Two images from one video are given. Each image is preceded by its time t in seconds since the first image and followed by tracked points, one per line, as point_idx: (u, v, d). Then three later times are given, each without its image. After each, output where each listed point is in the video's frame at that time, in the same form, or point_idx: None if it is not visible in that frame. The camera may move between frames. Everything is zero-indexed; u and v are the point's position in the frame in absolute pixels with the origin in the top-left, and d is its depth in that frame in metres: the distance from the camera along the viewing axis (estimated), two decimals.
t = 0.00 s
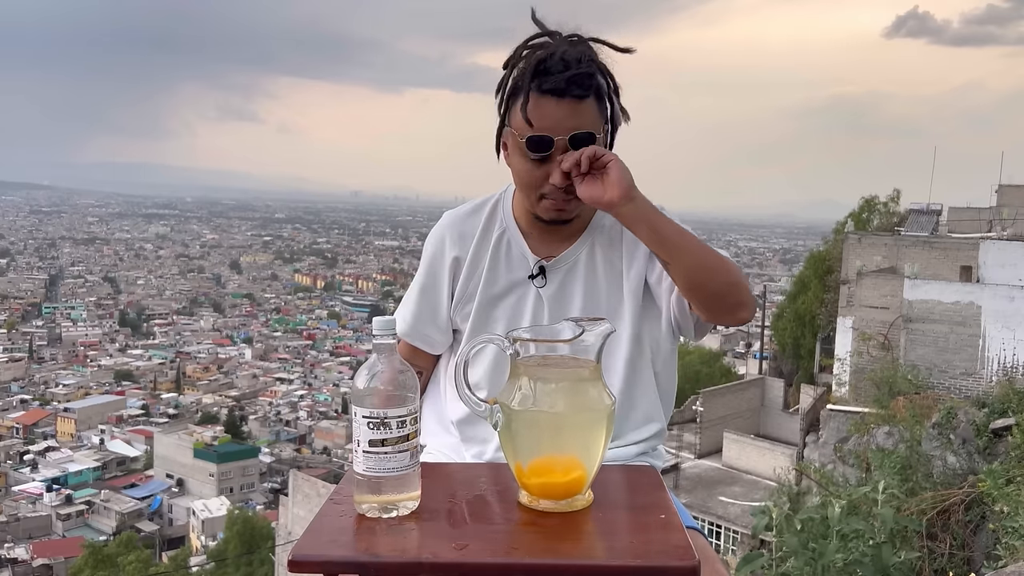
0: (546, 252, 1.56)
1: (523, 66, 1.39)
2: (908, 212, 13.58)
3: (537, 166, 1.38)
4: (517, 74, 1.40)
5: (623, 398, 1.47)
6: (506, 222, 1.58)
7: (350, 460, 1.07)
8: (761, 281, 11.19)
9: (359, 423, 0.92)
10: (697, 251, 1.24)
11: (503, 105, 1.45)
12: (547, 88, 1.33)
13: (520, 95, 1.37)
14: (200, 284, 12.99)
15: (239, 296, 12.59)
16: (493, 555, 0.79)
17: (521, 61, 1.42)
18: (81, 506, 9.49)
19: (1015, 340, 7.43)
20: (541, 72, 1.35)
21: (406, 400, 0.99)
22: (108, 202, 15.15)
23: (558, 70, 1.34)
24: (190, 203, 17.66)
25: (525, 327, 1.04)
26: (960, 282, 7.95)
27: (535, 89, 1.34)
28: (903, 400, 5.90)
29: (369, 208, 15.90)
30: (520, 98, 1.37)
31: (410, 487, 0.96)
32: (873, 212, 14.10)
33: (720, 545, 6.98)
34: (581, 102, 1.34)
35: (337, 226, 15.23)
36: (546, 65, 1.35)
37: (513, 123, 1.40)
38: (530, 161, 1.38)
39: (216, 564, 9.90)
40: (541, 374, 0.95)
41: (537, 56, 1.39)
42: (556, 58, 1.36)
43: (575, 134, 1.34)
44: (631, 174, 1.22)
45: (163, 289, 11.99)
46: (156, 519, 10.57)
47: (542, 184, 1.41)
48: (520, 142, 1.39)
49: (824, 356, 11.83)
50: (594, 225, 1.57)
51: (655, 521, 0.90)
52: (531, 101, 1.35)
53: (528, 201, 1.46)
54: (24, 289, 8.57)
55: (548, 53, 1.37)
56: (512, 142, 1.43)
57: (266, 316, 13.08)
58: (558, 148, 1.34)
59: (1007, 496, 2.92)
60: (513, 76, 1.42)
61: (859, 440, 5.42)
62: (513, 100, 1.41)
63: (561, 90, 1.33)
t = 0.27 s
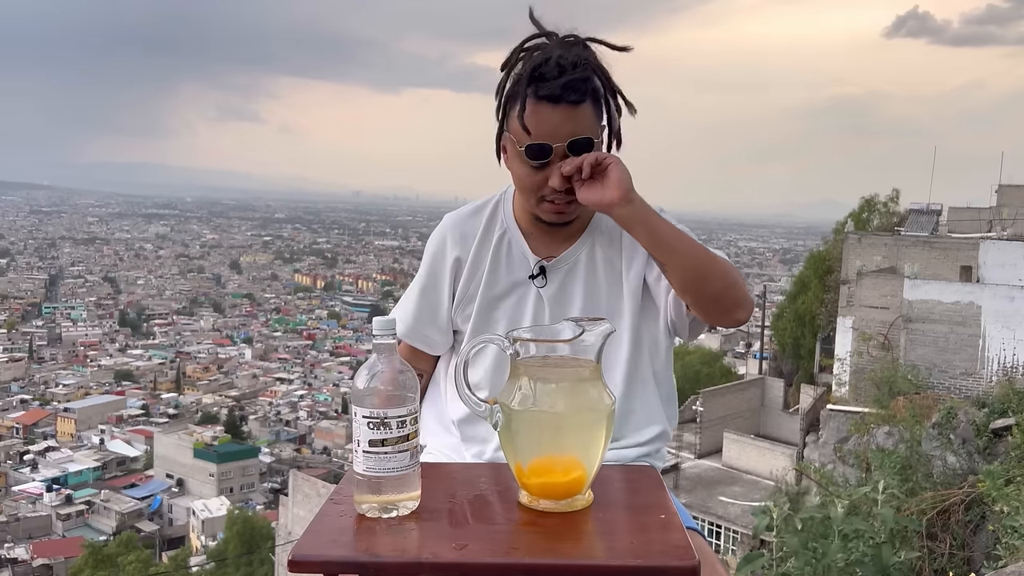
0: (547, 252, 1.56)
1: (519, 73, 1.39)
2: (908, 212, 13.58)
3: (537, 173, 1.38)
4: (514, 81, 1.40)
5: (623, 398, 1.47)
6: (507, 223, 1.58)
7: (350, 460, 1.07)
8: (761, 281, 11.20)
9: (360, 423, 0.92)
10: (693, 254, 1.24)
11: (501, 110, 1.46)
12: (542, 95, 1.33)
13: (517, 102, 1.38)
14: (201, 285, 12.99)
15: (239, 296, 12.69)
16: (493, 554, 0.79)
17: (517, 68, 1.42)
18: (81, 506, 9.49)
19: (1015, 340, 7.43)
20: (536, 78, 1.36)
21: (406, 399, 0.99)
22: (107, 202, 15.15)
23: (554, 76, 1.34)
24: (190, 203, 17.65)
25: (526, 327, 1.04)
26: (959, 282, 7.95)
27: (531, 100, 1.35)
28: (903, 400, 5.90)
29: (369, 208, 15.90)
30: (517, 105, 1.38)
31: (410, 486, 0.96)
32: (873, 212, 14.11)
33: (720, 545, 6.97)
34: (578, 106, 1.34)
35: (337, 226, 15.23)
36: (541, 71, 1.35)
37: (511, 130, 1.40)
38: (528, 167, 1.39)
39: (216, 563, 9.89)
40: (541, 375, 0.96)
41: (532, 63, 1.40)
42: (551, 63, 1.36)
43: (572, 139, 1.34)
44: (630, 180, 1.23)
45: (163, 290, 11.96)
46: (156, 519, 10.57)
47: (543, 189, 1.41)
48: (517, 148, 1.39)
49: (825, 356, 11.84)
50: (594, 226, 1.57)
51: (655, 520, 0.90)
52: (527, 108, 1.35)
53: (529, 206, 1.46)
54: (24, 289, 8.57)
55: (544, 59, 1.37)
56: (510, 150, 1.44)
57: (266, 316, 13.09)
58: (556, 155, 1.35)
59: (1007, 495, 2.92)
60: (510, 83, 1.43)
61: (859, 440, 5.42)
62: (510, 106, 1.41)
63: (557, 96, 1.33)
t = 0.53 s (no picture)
0: (547, 251, 1.56)
1: (519, 75, 1.40)
2: (908, 212, 13.58)
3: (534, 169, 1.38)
4: (512, 82, 1.40)
5: (623, 397, 1.47)
6: (508, 222, 1.58)
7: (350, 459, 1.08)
8: (761, 281, 11.21)
9: (359, 424, 0.92)
10: (692, 243, 1.24)
11: (501, 112, 1.46)
12: (541, 95, 1.33)
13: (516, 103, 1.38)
14: (201, 285, 12.99)
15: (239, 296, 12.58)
16: (493, 555, 0.79)
17: (514, 69, 1.43)
18: (81, 506, 9.50)
19: (1015, 340, 7.43)
20: (535, 80, 1.36)
21: (406, 399, 0.99)
22: (107, 202, 15.16)
23: (552, 77, 1.34)
24: (190, 203, 17.66)
25: (526, 327, 1.04)
26: (959, 282, 7.95)
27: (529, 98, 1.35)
28: (903, 400, 5.90)
29: (369, 208, 15.89)
30: (516, 106, 1.38)
31: (410, 486, 0.96)
32: (874, 212, 14.11)
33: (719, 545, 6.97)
34: (576, 107, 1.34)
35: (337, 226, 15.23)
36: (540, 72, 1.36)
37: (509, 129, 1.41)
38: (527, 167, 1.39)
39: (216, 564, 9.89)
40: (541, 374, 0.95)
41: (530, 62, 1.40)
42: (551, 65, 1.37)
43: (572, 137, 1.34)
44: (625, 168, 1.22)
45: (163, 290, 11.91)
46: (156, 519, 10.57)
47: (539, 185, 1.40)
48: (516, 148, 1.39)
49: (825, 356, 11.83)
50: (594, 225, 1.57)
51: (655, 519, 0.90)
52: (526, 109, 1.35)
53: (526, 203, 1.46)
54: (24, 289, 8.58)
55: (543, 61, 1.38)
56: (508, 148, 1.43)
57: (266, 316, 13.08)
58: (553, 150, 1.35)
59: (1007, 495, 2.92)
60: (508, 85, 1.43)
61: (859, 440, 5.42)
62: (509, 106, 1.42)
63: (555, 98, 1.33)
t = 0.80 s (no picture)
0: (545, 248, 1.56)
1: (517, 73, 1.40)
2: (908, 212, 13.58)
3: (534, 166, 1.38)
4: (511, 81, 1.41)
5: (622, 397, 1.47)
6: (506, 222, 1.58)
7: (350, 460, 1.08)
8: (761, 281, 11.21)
9: (359, 423, 0.92)
10: (684, 257, 1.23)
11: (499, 112, 1.46)
12: (540, 92, 1.34)
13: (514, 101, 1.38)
14: (201, 285, 13.01)
15: (239, 297, 12.88)
16: (493, 555, 0.79)
17: (513, 69, 1.43)
18: (81, 506, 9.50)
19: (1015, 340, 7.43)
20: (534, 78, 1.36)
21: (406, 399, 0.99)
22: (108, 202, 15.17)
23: (551, 75, 1.34)
24: (190, 203, 17.67)
25: (526, 327, 1.05)
26: (959, 282, 7.95)
27: (528, 93, 1.36)
28: (903, 400, 5.91)
29: (369, 208, 15.89)
30: (515, 104, 1.38)
31: (410, 487, 0.96)
32: (874, 212, 14.11)
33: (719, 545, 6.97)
34: (575, 102, 1.34)
35: (337, 226, 15.23)
36: (538, 71, 1.36)
37: (508, 127, 1.41)
38: (526, 163, 1.38)
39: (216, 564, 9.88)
40: (541, 374, 0.95)
41: (528, 62, 1.40)
42: (549, 63, 1.37)
43: (571, 134, 1.34)
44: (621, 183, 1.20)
45: (163, 289, 12.04)
46: (156, 519, 10.57)
47: (540, 181, 1.40)
48: (516, 145, 1.39)
49: (825, 356, 11.83)
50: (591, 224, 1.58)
51: (656, 520, 0.90)
52: (525, 106, 1.35)
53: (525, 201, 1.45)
54: (25, 289, 8.59)
55: (541, 60, 1.38)
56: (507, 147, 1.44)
57: (266, 316, 13.08)
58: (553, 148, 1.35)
59: (1007, 496, 2.92)
60: (506, 85, 1.44)
61: (859, 440, 5.42)
62: (508, 106, 1.42)
63: (554, 94, 1.33)
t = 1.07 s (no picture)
0: (544, 248, 1.57)
1: (514, 73, 1.43)
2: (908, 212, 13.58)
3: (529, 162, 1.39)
4: (510, 78, 1.43)
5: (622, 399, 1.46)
6: (506, 225, 1.59)
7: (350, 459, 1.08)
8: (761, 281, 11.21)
9: (359, 424, 0.92)
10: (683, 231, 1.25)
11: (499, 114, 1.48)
12: (538, 89, 1.36)
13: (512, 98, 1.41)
14: (201, 285, 13.00)
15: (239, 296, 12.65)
16: (494, 555, 0.79)
17: (512, 68, 1.45)
18: (81, 506, 9.51)
19: (1015, 340, 7.43)
20: (532, 77, 1.39)
21: (407, 399, 1.00)
22: (108, 202, 15.16)
23: (549, 73, 1.37)
24: (190, 203, 17.66)
25: (526, 328, 1.05)
26: (959, 282, 7.95)
27: (526, 90, 1.38)
28: (903, 400, 5.90)
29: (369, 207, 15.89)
30: (513, 101, 1.40)
31: (411, 486, 0.96)
32: (874, 212, 14.11)
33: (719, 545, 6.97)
34: (573, 100, 1.36)
35: (337, 226, 15.22)
36: (537, 70, 1.39)
37: (506, 123, 1.42)
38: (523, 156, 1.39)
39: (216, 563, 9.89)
40: (541, 374, 0.96)
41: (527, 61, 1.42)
42: (547, 64, 1.40)
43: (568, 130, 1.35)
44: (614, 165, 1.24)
45: (163, 290, 11.83)
46: (156, 519, 10.56)
47: (535, 177, 1.41)
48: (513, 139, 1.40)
49: (824, 356, 11.83)
50: (590, 223, 1.59)
51: (655, 520, 0.91)
52: (523, 101, 1.37)
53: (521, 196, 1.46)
54: (25, 289, 8.59)
55: (540, 60, 1.41)
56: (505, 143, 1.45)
57: (266, 316, 13.07)
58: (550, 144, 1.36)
59: (1007, 496, 2.91)
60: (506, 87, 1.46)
61: (859, 440, 5.42)
62: (506, 104, 1.44)
63: (551, 90, 1.35)
